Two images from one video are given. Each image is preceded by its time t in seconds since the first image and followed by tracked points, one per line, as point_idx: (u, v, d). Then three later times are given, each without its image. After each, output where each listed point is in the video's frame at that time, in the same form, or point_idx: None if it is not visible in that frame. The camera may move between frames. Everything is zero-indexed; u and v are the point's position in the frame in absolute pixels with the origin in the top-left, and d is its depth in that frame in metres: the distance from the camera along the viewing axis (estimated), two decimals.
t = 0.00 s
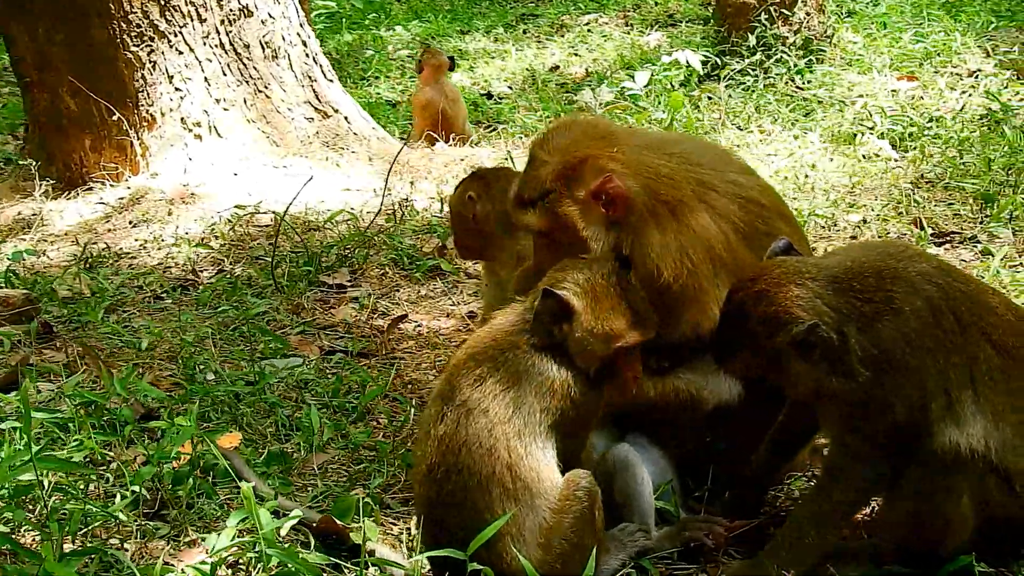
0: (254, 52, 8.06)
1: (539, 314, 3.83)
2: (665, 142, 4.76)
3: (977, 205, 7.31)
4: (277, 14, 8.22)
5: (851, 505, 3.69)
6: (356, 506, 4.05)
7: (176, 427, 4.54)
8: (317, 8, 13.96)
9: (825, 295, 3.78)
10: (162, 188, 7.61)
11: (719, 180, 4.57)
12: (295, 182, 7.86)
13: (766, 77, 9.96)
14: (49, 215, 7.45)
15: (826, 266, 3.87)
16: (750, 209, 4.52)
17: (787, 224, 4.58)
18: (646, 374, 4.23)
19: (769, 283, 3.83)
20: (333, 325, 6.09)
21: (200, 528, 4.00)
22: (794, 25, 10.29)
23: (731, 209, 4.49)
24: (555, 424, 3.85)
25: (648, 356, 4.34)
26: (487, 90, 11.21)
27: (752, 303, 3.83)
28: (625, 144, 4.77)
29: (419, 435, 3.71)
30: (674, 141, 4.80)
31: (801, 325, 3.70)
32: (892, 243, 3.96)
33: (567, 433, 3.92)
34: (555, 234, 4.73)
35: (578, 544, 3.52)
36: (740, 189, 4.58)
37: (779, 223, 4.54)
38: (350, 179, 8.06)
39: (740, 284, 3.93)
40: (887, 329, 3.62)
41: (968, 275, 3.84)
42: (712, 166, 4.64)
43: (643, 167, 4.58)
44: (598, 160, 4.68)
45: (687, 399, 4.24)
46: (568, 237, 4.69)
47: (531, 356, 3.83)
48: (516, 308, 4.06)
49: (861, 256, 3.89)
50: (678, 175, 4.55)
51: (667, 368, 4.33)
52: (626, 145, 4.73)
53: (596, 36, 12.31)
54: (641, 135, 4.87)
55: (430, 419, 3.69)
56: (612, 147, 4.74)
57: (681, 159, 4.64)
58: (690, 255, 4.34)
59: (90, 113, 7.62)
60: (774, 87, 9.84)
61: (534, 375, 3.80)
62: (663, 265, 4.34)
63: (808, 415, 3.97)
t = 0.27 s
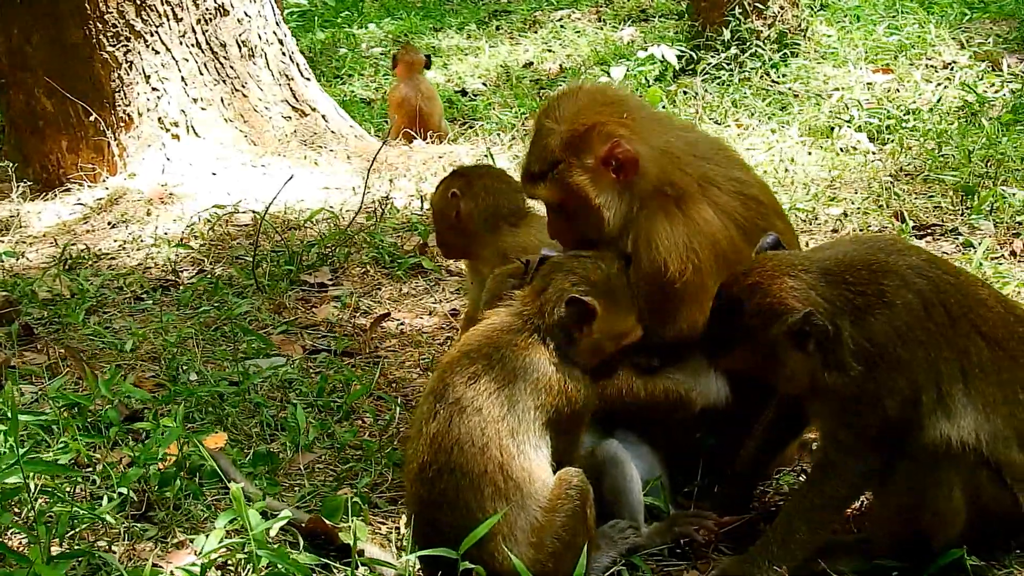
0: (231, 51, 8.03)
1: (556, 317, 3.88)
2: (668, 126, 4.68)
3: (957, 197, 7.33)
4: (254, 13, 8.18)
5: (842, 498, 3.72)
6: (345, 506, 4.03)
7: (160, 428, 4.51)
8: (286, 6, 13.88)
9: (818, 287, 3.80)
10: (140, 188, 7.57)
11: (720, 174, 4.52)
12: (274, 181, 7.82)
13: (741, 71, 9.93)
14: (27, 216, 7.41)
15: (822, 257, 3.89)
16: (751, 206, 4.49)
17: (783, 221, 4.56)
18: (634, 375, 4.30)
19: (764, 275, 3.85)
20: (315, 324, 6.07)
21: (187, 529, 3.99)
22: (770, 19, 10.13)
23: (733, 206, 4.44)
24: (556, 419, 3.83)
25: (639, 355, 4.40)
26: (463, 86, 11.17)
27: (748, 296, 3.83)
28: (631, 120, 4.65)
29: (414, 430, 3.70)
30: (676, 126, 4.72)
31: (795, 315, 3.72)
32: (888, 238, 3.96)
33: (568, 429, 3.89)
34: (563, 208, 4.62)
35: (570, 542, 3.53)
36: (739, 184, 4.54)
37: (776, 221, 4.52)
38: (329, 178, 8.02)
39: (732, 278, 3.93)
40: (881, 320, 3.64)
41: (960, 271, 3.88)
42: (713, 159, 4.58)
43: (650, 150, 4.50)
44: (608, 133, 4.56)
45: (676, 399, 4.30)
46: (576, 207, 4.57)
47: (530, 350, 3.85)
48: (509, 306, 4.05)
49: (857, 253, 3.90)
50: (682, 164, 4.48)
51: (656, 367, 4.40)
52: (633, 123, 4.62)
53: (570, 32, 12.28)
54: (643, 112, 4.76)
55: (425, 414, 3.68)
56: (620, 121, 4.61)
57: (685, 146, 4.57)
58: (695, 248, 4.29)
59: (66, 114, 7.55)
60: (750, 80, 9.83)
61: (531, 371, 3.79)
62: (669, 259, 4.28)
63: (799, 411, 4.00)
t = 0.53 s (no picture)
0: (218, 46, 7.96)
1: (580, 319, 3.88)
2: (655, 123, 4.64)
3: (951, 186, 7.29)
4: (240, 9, 8.12)
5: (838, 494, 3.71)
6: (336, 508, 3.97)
7: (149, 430, 4.44)
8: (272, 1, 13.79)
9: (816, 277, 3.80)
10: (128, 187, 7.50)
11: (710, 167, 4.48)
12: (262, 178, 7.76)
13: (733, 60, 9.91)
14: (14, 216, 7.33)
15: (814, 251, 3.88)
16: (743, 197, 4.44)
17: (775, 216, 4.51)
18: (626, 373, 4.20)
19: (760, 265, 3.83)
20: (306, 322, 6.02)
21: (178, 534, 3.94)
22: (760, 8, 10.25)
23: (725, 198, 4.40)
24: (556, 420, 3.78)
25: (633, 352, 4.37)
26: (452, 79, 11.11)
27: (744, 286, 3.82)
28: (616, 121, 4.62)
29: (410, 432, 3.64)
30: (664, 123, 4.68)
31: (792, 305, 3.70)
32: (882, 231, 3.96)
33: (566, 430, 3.84)
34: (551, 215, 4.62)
35: (566, 547, 3.48)
36: (731, 176, 4.50)
37: (769, 215, 4.48)
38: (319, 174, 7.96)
39: (726, 269, 3.91)
40: (877, 312, 3.66)
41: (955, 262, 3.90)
42: (703, 153, 4.54)
43: (634, 151, 4.46)
44: (590, 138, 4.53)
45: (668, 397, 4.20)
46: (563, 217, 4.57)
47: (535, 350, 3.84)
48: (513, 305, 4.04)
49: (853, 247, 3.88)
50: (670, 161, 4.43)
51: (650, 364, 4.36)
52: (617, 125, 4.59)
53: (560, 23, 12.22)
54: (628, 109, 4.71)
55: (421, 415, 3.64)
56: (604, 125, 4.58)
57: (673, 143, 4.53)
58: (686, 247, 4.26)
59: (52, 113, 7.43)
60: (741, 70, 9.77)
61: (531, 372, 3.75)
62: (660, 257, 4.25)
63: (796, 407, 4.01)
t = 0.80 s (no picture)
0: (209, 35, 7.87)
1: (588, 321, 3.91)
2: (647, 134, 4.62)
3: (951, 165, 7.22)
4: None
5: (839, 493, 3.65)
6: (330, 513, 3.91)
7: (142, 433, 4.39)
8: None
9: (811, 271, 3.74)
10: (122, 177, 7.41)
11: (705, 169, 4.44)
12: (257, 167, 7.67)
13: (731, 37, 9.84)
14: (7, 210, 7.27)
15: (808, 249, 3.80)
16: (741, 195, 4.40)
17: (775, 211, 4.44)
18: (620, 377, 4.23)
19: (755, 260, 3.77)
20: (301, 316, 5.96)
21: (169, 540, 3.87)
22: None
23: (722, 199, 4.36)
24: (553, 426, 3.74)
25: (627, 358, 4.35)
26: (449, 60, 11.02)
27: (739, 280, 3.77)
28: (606, 142, 4.61)
29: (405, 438, 3.59)
30: (658, 130, 4.65)
31: (791, 298, 3.65)
32: (877, 226, 3.92)
33: (563, 434, 3.80)
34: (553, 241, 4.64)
35: (562, 555, 3.46)
36: (728, 174, 4.45)
37: (767, 211, 4.41)
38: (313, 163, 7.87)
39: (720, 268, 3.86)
40: (875, 309, 3.60)
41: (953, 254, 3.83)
42: (699, 155, 4.50)
43: (625, 169, 4.45)
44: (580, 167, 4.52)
45: (665, 400, 4.23)
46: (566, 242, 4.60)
47: (536, 356, 3.79)
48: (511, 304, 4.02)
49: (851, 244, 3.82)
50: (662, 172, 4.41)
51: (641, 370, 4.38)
52: (607, 147, 4.58)
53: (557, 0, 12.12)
54: (619, 125, 4.69)
55: (416, 421, 3.58)
56: (591, 154, 4.57)
57: (666, 152, 4.50)
58: (683, 255, 4.25)
59: (45, 104, 7.44)
60: (737, 48, 9.70)
61: (530, 378, 3.70)
62: (659, 269, 4.25)
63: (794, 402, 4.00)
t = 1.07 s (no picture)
0: (208, 31, 7.77)
1: (575, 315, 3.84)
2: (641, 125, 4.59)
3: (954, 156, 7.16)
4: None
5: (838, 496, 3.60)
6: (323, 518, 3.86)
7: (134, 437, 4.34)
8: None
9: (810, 267, 3.70)
10: (121, 175, 7.35)
11: (699, 166, 4.43)
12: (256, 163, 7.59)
13: (734, 28, 9.77)
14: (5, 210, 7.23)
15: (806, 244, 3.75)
16: (734, 193, 4.39)
17: (771, 209, 4.43)
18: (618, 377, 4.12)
19: (753, 258, 3.72)
20: (298, 315, 5.91)
21: (160, 548, 3.82)
22: None
23: (715, 196, 4.36)
24: (552, 426, 3.67)
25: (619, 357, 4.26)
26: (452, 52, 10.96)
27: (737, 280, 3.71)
28: (600, 130, 4.57)
29: (401, 443, 3.53)
30: (652, 123, 4.62)
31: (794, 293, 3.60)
32: (873, 222, 3.87)
33: (561, 425, 3.74)
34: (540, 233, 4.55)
35: (554, 562, 3.44)
36: (722, 171, 4.44)
37: (764, 209, 4.39)
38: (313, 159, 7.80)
39: (716, 267, 3.80)
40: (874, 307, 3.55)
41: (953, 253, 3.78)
42: (692, 151, 4.48)
43: (620, 158, 4.40)
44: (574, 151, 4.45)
45: (663, 400, 4.15)
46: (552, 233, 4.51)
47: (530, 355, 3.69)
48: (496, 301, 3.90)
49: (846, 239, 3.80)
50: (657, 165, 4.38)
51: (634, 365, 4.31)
52: (602, 134, 4.53)
53: None
54: (615, 117, 4.65)
55: (413, 425, 3.52)
56: (586, 139, 4.52)
57: (661, 145, 4.48)
58: (674, 251, 4.26)
59: (44, 102, 7.42)
60: (741, 39, 9.63)
61: (531, 378, 3.63)
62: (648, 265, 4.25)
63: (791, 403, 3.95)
